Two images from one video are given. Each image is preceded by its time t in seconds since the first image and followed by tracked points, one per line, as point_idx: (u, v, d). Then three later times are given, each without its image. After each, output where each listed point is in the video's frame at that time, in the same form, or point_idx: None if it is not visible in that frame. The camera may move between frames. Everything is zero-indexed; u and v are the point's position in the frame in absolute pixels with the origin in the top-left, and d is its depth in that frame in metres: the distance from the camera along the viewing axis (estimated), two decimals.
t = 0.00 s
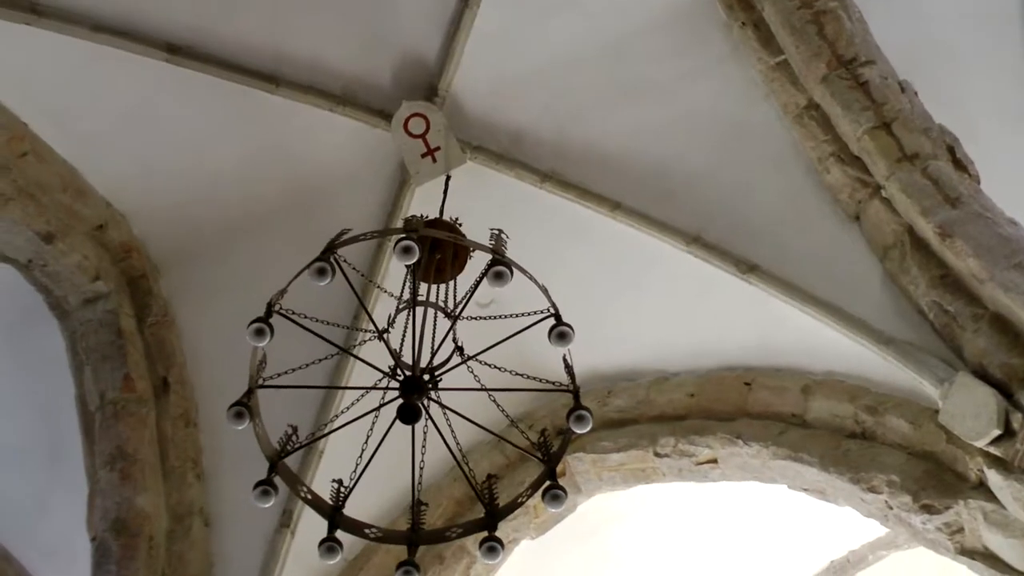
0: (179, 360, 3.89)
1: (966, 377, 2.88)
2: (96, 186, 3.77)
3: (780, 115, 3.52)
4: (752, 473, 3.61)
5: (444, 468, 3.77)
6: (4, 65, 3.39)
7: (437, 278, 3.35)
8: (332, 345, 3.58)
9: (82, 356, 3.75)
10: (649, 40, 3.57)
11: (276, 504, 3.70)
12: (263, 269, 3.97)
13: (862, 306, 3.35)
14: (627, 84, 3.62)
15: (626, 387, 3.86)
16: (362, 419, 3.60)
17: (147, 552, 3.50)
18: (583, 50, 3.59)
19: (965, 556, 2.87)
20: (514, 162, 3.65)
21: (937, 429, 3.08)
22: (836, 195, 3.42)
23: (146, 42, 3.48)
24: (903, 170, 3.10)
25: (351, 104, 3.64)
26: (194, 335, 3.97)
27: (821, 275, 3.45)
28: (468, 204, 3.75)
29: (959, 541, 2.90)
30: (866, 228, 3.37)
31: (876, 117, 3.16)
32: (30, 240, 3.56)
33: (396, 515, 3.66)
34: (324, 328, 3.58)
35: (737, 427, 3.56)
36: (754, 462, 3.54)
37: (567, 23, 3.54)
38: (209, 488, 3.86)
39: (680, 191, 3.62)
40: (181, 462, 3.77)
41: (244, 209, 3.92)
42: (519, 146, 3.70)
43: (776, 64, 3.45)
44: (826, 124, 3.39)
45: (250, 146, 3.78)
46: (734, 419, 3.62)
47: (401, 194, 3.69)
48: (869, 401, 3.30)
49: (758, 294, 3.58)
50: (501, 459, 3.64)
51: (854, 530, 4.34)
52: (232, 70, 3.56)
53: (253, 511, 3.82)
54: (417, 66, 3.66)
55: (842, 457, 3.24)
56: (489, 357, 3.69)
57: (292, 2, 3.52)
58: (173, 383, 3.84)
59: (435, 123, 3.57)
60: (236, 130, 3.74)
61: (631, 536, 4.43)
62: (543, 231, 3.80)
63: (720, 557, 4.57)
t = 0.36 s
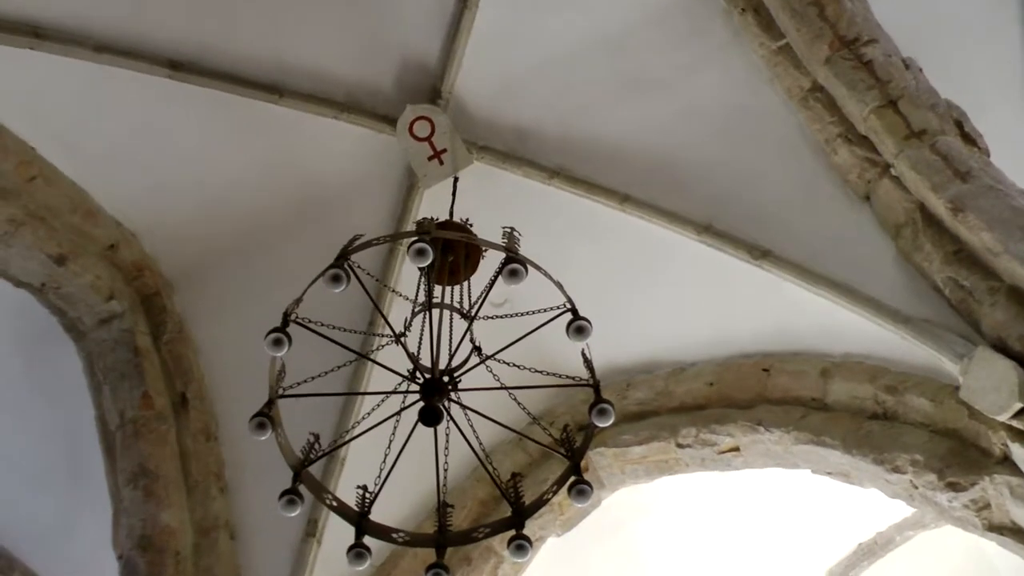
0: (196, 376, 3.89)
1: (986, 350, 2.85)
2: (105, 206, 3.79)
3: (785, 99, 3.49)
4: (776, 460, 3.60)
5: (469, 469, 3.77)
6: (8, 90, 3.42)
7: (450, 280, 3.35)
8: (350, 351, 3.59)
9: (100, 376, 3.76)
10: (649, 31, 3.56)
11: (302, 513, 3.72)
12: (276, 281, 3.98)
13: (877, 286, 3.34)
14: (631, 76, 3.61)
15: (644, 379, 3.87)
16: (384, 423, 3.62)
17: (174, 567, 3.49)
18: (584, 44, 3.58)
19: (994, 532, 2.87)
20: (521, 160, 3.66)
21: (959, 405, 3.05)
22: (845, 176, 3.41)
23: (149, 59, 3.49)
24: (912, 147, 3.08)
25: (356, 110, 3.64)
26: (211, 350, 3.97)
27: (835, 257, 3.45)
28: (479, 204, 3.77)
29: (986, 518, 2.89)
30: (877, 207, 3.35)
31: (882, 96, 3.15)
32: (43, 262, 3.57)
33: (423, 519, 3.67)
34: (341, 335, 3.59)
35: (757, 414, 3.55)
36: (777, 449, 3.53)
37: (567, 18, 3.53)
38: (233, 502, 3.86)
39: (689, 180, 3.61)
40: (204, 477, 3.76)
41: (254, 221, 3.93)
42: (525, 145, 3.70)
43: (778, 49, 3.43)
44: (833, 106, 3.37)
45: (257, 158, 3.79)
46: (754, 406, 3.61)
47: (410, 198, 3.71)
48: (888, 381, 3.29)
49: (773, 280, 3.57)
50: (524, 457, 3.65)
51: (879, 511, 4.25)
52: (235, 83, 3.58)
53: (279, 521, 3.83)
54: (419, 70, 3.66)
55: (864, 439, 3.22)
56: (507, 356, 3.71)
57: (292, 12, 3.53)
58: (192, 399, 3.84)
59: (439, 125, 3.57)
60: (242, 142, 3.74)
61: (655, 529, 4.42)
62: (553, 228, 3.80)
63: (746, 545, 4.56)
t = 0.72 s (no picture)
0: (221, 391, 3.90)
1: (1012, 321, 2.86)
2: (122, 228, 3.81)
3: (792, 81, 3.45)
4: (805, 443, 3.59)
5: (499, 468, 3.79)
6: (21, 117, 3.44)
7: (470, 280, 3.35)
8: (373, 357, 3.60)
9: (126, 396, 3.77)
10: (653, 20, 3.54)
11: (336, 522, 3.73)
12: (296, 292, 4.01)
13: (897, 263, 3.32)
14: (637, 67, 3.60)
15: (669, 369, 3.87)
16: (413, 427, 3.65)
17: None
18: (589, 38, 3.57)
19: None
20: (533, 157, 3.66)
21: (986, 377, 3.02)
22: (858, 154, 3.37)
23: (158, 79, 3.51)
24: (924, 122, 3.07)
25: (365, 117, 3.65)
26: (234, 364, 3.98)
27: (853, 236, 3.43)
28: (494, 203, 3.79)
29: (1021, 490, 2.84)
30: (891, 184, 3.33)
31: (891, 72, 3.14)
32: (63, 287, 3.55)
33: (455, 521, 3.67)
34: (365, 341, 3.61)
35: (784, 398, 3.53)
36: (806, 432, 3.52)
37: (570, 13, 3.52)
38: (265, 514, 3.88)
39: (702, 167, 3.60)
40: (235, 490, 3.79)
41: (272, 232, 3.97)
42: (535, 142, 3.71)
43: (784, 31, 3.38)
44: (842, 85, 3.33)
45: (270, 170, 3.81)
46: (780, 390, 3.60)
47: (424, 201, 3.73)
48: (913, 357, 3.27)
49: (792, 263, 3.56)
50: (554, 454, 3.67)
51: (913, 490, 4.21)
52: (244, 98, 3.59)
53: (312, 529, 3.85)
54: (426, 73, 3.67)
55: (893, 417, 3.19)
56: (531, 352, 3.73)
57: (296, 23, 3.54)
58: (219, 414, 3.85)
59: (450, 128, 3.57)
60: (254, 156, 3.77)
61: (686, 519, 4.41)
62: (569, 224, 3.81)
63: (778, 534, 4.52)
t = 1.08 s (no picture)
0: (254, 403, 3.91)
1: None
2: (148, 247, 3.85)
3: (810, 64, 3.44)
4: (842, 427, 3.56)
5: (538, 463, 3.85)
6: (45, 141, 3.49)
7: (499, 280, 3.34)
8: (406, 360, 3.62)
9: (160, 413, 3.80)
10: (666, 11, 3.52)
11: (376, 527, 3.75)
12: (325, 300, 4.03)
13: (924, 240, 3.31)
14: (653, 58, 3.59)
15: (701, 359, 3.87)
16: (449, 429, 3.67)
17: None
18: (603, 32, 3.57)
19: None
20: (554, 154, 3.68)
21: (1020, 350, 3.00)
22: (880, 134, 3.36)
23: (177, 96, 3.54)
24: (945, 97, 3.06)
25: (384, 123, 3.67)
26: (266, 376, 3.99)
27: (879, 215, 3.42)
28: (517, 201, 3.80)
29: None
30: (915, 161, 3.31)
31: (909, 50, 3.14)
32: (92, 308, 3.57)
33: (495, 522, 3.69)
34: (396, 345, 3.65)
35: (817, 382, 3.51)
36: (841, 415, 3.49)
37: (583, 9, 3.53)
38: (305, 523, 3.89)
39: (724, 154, 3.59)
40: (273, 500, 3.80)
41: (298, 243, 3.99)
42: (556, 139, 3.72)
43: (800, 14, 3.38)
44: (860, 66, 3.32)
45: (292, 182, 3.83)
46: (813, 374, 3.59)
47: (448, 203, 3.74)
48: (945, 334, 3.26)
49: (819, 247, 3.56)
50: (590, 449, 3.71)
51: (951, 469, 4.19)
52: (262, 110, 3.61)
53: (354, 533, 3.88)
54: (443, 76, 3.68)
55: (927, 395, 3.16)
56: (563, 349, 3.73)
57: (311, 33, 3.56)
58: (254, 426, 3.86)
59: (469, 129, 3.62)
60: (276, 168, 3.79)
61: (725, 511, 4.39)
62: (595, 219, 3.82)
63: (818, 522, 4.49)
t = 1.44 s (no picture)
0: (279, 412, 3.92)
1: None
2: (167, 261, 3.87)
3: (821, 48, 3.43)
4: (869, 411, 3.54)
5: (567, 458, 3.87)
6: (60, 161, 3.49)
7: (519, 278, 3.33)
8: (429, 361, 3.65)
9: (186, 425, 3.81)
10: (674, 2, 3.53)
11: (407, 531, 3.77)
12: (346, 306, 4.05)
13: (942, 220, 3.31)
14: (662, 50, 3.60)
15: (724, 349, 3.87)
16: (477, 428, 3.69)
17: None
18: (611, 26, 3.58)
19: None
20: (568, 150, 3.69)
21: None
22: (895, 115, 3.35)
23: (189, 108, 3.56)
24: (958, 75, 3.05)
25: (397, 126, 3.69)
26: (289, 385, 4.02)
27: (897, 196, 3.40)
28: (533, 197, 3.81)
29: None
30: (931, 140, 3.30)
31: (919, 29, 3.13)
32: (114, 324, 3.60)
33: (525, 519, 3.72)
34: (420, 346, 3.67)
35: (841, 367, 3.51)
36: (866, 399, 3.48)
37: (590, 4, 3.53)
38: (334, 529, 3.90)
39: (738, 142, 3.60)
40: (303, 507, 3.81)
41: (317, 250, 4.02)
42: (570, 135, 3.73)
43: None
44: (871, 47, 3.32)
45: (308, 189, 3.85)
46: (838, 358, 3.58)
47: (464, 204, 3.77)
48: (968, 313, 3.23)
49: (838, 231, 3.55)
50: (617, 443, 3.73)
51: (978, 449, 4.18)
52: (275, 119, 3.63)
53: (385, 537, 3.89)
54: (454, 76, 3.69)
55: (952, 375, 3.14)
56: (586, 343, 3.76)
57: (321, 40, 3.58)
58: (280, 434, 3.88)
59: (483, 128, 3.62)
60: (292, 175, 3.81)
61: (753, 502, 4.39)
62: (613, 212, 3.82)
63: (847, 509, 4.47)
